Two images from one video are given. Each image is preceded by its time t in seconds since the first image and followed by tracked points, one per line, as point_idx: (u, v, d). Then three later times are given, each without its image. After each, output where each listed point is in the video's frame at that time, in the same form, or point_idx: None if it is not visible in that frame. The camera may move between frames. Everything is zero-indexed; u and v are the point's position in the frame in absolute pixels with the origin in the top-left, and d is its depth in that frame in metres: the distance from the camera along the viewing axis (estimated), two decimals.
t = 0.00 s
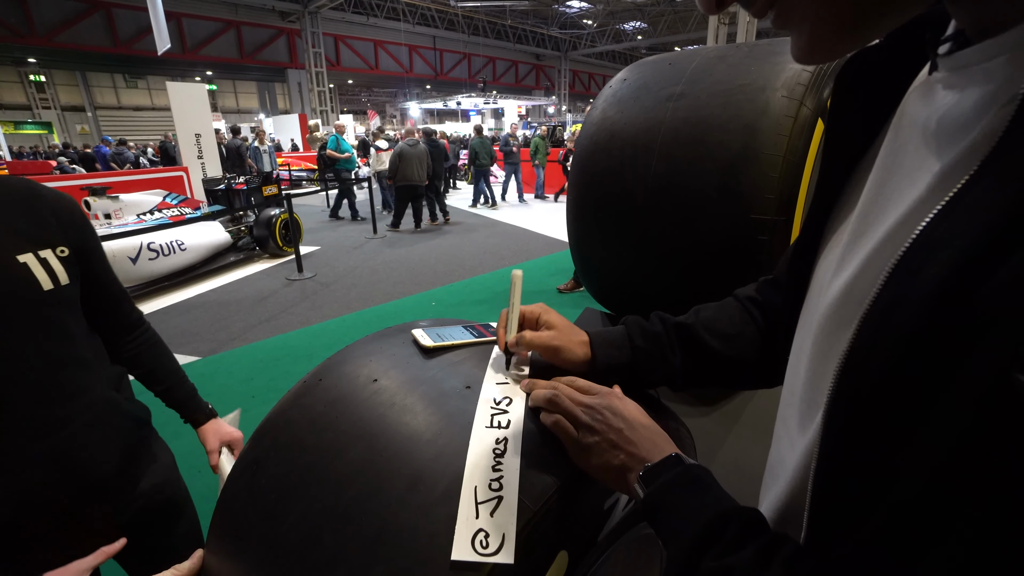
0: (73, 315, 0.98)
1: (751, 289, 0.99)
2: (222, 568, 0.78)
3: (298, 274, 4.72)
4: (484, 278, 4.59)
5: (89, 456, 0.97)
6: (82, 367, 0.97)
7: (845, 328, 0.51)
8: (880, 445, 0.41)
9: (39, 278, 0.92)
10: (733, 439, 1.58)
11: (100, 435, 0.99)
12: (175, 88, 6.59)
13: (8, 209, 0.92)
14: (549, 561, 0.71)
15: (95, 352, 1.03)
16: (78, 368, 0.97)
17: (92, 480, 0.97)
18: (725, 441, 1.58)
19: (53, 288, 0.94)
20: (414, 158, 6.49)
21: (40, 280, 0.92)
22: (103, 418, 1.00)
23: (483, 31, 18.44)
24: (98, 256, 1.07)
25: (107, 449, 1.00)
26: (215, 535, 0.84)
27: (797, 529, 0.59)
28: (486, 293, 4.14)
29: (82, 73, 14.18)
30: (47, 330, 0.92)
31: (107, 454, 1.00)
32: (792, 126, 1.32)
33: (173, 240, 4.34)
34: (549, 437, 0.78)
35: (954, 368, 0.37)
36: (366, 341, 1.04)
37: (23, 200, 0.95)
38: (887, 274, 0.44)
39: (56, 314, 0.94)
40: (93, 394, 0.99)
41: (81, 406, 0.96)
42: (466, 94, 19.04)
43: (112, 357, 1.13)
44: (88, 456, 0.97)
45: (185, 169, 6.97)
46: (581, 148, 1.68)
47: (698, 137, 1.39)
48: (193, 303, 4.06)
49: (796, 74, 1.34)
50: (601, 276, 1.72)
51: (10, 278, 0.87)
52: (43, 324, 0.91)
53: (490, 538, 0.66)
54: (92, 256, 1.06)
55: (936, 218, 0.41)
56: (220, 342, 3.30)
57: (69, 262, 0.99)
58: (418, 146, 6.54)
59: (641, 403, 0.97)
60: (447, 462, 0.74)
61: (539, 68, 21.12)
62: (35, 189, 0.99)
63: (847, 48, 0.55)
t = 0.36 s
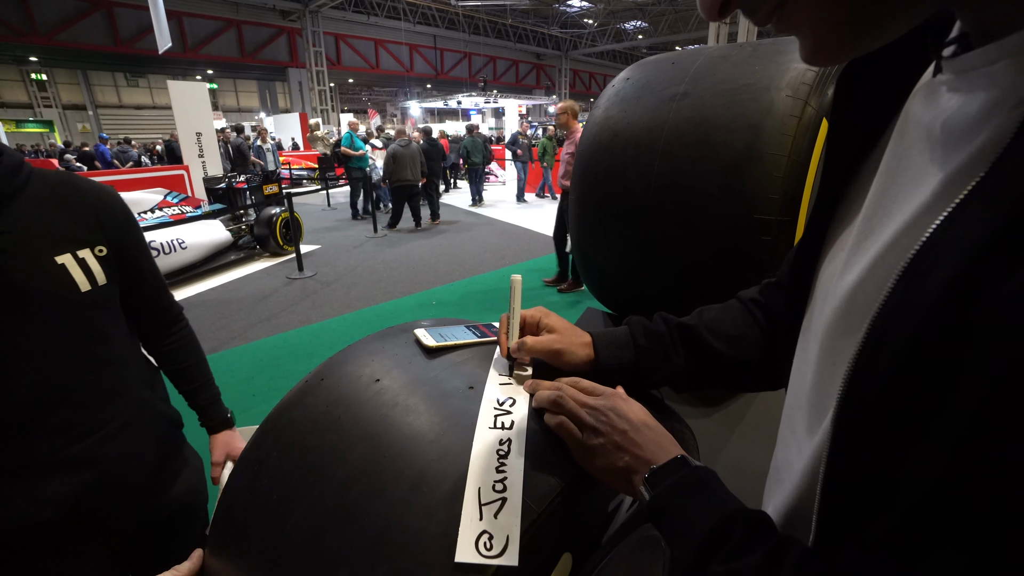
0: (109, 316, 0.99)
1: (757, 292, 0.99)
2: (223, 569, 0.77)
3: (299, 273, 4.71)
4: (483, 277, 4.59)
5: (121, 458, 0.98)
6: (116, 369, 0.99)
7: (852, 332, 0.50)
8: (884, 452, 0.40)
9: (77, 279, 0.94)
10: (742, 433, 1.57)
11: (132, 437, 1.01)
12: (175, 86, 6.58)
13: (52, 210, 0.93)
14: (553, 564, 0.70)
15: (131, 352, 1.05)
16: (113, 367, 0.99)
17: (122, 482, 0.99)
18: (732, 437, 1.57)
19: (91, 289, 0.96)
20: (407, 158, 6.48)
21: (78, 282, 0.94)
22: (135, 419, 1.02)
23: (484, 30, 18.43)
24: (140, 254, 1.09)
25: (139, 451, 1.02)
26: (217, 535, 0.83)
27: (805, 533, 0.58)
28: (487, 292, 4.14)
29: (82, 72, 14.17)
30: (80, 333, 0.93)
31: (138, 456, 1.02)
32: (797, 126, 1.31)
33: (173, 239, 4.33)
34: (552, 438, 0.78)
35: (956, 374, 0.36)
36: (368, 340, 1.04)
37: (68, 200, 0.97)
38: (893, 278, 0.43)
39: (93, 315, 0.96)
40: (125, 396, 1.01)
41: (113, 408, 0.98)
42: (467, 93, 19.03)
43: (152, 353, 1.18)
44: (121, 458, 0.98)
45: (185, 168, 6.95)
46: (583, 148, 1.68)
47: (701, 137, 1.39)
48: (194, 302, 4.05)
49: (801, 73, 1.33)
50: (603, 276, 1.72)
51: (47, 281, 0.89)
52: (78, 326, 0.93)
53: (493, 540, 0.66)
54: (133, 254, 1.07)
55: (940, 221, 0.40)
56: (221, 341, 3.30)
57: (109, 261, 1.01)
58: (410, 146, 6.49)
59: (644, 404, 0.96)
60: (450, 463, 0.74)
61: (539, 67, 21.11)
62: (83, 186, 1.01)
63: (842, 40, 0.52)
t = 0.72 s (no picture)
0: (123, 312, 1.00)
1: (759, 285, 0.98)
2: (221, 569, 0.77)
3: (300, 268, 4.70)
4: (483, 272, 4.57)
5: (135, 455, 0.99)
6: (130, 367, 1.00)
7: (853, 323, 0.49)
8: (888, 443, 0.39)
9: (87, 275, 0.94)
10: (744, 426, 1.56)
11: (144, 434, 1.01)
12: (175, 81, 6.55)
13: (67, 206, 0.94)
14: (551, 558, 0.69)
15: (146, 349, 1.05)
16: (127, 363, 0.99)
17: (135, 480, 0.99)
18: (734, 430, 1.56)
19: (102, 285, 0.96)
20: (397, 154, 6.46)
21: (89, 278, 0.94)
22: (149, 416, 1.03)
23: (485, 24, 18.32)
24: (155, 250, 1.10)
25: (152, 449, 1.02)
26: (216, 530, 0.83)
27: (803, 526, 0.58)
28: (488, 287, 4.13)
29: (81, 66, 14.12)
30: (95, 330, 0.94)
31: (152, 454, 1.02)
32: (800, 117, 1.30)
33: (173, 235, 4.32)
34: (551, 432, 0.77)
35: (963, 364, 0.35)
36: (367, 334, 1.03)
37: (82, 197, 0.98)
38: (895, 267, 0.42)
39: (106, 312, 0.96)
40: (139, 394, 1.01)
41: (127, 405, 0.99)
42: (467, 87, 18.93)
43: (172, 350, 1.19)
44: (136, 455, 0.99)
45: (185, 163, 6.93)
46: (584, 141, 1.67)
47: (703, 129, 1.37)
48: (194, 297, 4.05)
49: (805, 63, 1.31)
50: (605, 269, 1.70)
51: (59, 279, 0.90)
52: (92, 325, 0.94)
53: (492, 533, 0.65)
54: (147, 251, 1.08)
55: (943, 208, 0.39)
56: (222, 336, 3.30)
57: (122, 257, 1.01)
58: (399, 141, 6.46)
59: (645, 397, 0.96)
60: (449, 457, 0.73)
61: (540, 61, 21.00)
62: (99, 183, 1.02)
63: (840, 29, 0.52)
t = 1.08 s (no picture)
0: (123, 310, 0.99)
1: (758, 280, 0.98)
2: (216, 565, 0.77)
3: (298, 265, 4.69)
4: (481, 268, 4.56)
5: (137, 453, 0.99)
6: (132, 364, 1.00)
7: (843, 315, 0.49)
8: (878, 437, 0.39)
9: (86, 273, 0.93)
10: (741, 421, 1.57)
11: (144, 433, 1.00)
12: (171, 77, 6.52)
13: (66, 202, 0.94)
14: (546, 554, 0.69)
15: (147, 346, 1.05)
16: (128, 361, 0.99)
17: (137, 477, 0.99)
18: (731, 424, 1.57)
19: (100, 283, 0.95)
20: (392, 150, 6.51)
21: (87, 275, 0.93)
22: (150, 413, 1.02)
23: (483, 19, 18.27)
24: (155, 247, 1.09)
25: (154, 447, 1.02)
26: (211, 526, 0.83)
27: (795, 517, 0.58)
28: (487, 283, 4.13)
29: (77, 62, 14.03)
30: (96, 325, 0.94)
31: (153, 451, 1.02)
32: (797, 111, 1.29)
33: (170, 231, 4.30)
34: (547, 427, 0.77)
35: (953, 357, 0.34)
36: (362, 330, 1.03)
37: (82, 193, 0.97)
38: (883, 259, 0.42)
39: (106, 310, 0.95)
40: (140, 390, 1.01)
41: (129, 401, 0.99)
42: (465, 83, 18.88)
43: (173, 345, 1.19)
44: (137, 453, 0.99)
45: (182, 159, 6.90)
46: (581, 136, 1.67)
47: (700, 124, 1.37)
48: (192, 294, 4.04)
49: (803, 57, 1.31)
50: (603, 265, 1.70)
51: (59, 276, 0.89)
52: (94, 321, 0.93)
53: (486, 528, 0.65)
54: (148, 247, 1.08)
55: (930, 200, 0.38)
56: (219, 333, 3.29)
57: (121, 254, 1.01)
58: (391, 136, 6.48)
59: (641, 392, 0.95)
60: (444, 452, 0.73)
61: (539, 57, 20.95)
62: (99, 179, 1.01)
63: (834, 22, 0.52)
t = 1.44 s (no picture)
0: (122, 311, 0.99)
1: (750, 281, 0.99)
2: (212, 566, 0.77)
3: (294, 266, 4.68)
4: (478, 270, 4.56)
5: (136, 454, 0.98)
6: (131, 364, 1.00)
7: (829, 316, 0.49)
8: (862, 436, 0.40)
9: (84, 275, 0.93)
10: (737, 420, 1.55)
11: (143, 434, 1.00)
12: (167, 78, 6.51)
13: (65, 204, 0.94)
14: (541, 556, 0.69)
15: (146, 347, 1.05)
16: (127, 362, 0.99)
17: (137, 478, 0.99)
18: (728, 424, 1.56)
19: (98, 285, 0.95)
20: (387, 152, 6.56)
21: (84, 277, 0.93)
22: (150, 414, 1.02)
23: (480, 21, 18.31)
24: (154, 249, 1.09)
25: (154, 448, 1.02)
26: (207, 528, 0.83)
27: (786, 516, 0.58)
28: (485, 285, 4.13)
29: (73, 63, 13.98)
30: (95, 326, 0.94)
31: (152, 452, 1.02)
32: (790, 114, 1.29)
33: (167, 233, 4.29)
34: (542, 427, 0.77)
35: (931, 355, 0.35)
36: (358, 331, 1.03)
37: (81, 195, 0.97)
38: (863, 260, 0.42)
39: (104, 311, 0.95)
40: (140, 390, 1.01)
41: (128, 402, 0.99)
42: (462, 84, 18.90)
43: (173, 347, 1.19)
44: (137, 453, 0.98)
45: (179, 161, 6.90)
46: (577, 139, 1.67)
47: (694, 126, 1.38)
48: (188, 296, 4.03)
49: (795, 60, 1.32)
50: (599, 266, 1.71)
51: (57, 277, 0.89)
52: (93, 321, 0.93)
53: (481, 529, 0.65)
54: (146, 249, 1.07)
55: (908, 201, 0.39)
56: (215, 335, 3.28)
57: (120, 256, 1.00)
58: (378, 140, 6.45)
59: (634, 392, 0.96)
60: (440, 453, 0.73)
61: (536, 58, 21.00)
62: (98, 181, 1.01)
63: (822, 32, 0.52)
